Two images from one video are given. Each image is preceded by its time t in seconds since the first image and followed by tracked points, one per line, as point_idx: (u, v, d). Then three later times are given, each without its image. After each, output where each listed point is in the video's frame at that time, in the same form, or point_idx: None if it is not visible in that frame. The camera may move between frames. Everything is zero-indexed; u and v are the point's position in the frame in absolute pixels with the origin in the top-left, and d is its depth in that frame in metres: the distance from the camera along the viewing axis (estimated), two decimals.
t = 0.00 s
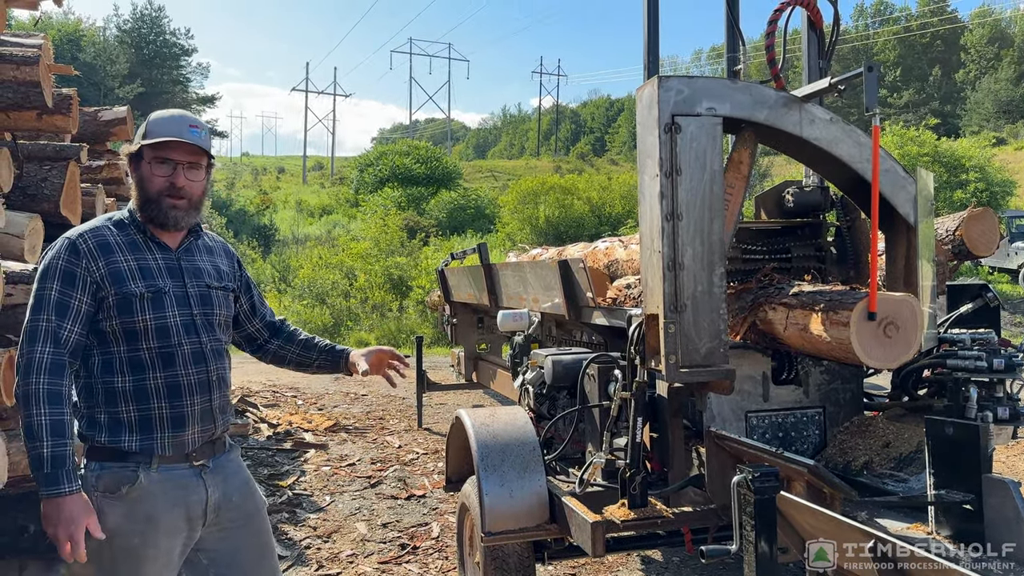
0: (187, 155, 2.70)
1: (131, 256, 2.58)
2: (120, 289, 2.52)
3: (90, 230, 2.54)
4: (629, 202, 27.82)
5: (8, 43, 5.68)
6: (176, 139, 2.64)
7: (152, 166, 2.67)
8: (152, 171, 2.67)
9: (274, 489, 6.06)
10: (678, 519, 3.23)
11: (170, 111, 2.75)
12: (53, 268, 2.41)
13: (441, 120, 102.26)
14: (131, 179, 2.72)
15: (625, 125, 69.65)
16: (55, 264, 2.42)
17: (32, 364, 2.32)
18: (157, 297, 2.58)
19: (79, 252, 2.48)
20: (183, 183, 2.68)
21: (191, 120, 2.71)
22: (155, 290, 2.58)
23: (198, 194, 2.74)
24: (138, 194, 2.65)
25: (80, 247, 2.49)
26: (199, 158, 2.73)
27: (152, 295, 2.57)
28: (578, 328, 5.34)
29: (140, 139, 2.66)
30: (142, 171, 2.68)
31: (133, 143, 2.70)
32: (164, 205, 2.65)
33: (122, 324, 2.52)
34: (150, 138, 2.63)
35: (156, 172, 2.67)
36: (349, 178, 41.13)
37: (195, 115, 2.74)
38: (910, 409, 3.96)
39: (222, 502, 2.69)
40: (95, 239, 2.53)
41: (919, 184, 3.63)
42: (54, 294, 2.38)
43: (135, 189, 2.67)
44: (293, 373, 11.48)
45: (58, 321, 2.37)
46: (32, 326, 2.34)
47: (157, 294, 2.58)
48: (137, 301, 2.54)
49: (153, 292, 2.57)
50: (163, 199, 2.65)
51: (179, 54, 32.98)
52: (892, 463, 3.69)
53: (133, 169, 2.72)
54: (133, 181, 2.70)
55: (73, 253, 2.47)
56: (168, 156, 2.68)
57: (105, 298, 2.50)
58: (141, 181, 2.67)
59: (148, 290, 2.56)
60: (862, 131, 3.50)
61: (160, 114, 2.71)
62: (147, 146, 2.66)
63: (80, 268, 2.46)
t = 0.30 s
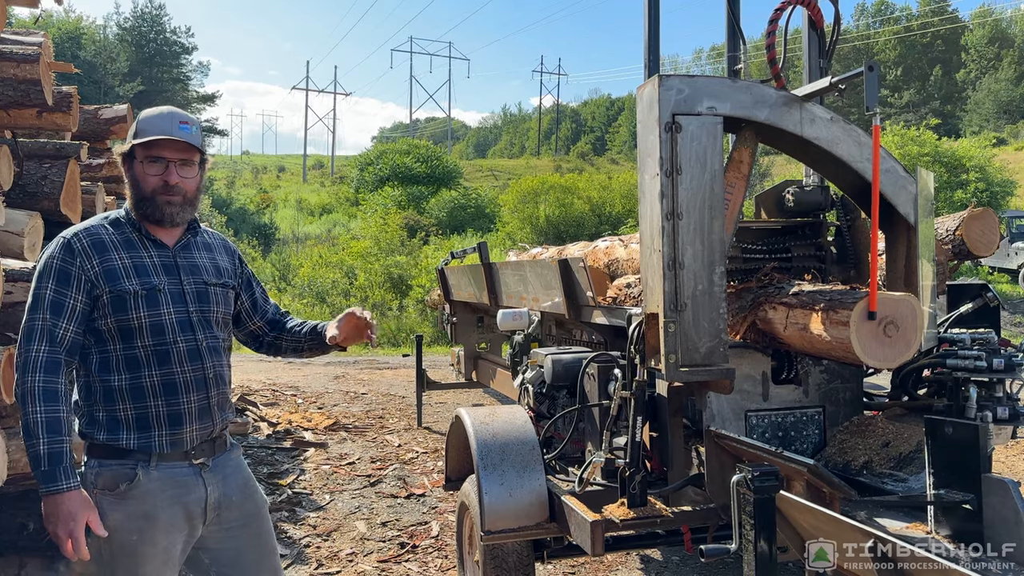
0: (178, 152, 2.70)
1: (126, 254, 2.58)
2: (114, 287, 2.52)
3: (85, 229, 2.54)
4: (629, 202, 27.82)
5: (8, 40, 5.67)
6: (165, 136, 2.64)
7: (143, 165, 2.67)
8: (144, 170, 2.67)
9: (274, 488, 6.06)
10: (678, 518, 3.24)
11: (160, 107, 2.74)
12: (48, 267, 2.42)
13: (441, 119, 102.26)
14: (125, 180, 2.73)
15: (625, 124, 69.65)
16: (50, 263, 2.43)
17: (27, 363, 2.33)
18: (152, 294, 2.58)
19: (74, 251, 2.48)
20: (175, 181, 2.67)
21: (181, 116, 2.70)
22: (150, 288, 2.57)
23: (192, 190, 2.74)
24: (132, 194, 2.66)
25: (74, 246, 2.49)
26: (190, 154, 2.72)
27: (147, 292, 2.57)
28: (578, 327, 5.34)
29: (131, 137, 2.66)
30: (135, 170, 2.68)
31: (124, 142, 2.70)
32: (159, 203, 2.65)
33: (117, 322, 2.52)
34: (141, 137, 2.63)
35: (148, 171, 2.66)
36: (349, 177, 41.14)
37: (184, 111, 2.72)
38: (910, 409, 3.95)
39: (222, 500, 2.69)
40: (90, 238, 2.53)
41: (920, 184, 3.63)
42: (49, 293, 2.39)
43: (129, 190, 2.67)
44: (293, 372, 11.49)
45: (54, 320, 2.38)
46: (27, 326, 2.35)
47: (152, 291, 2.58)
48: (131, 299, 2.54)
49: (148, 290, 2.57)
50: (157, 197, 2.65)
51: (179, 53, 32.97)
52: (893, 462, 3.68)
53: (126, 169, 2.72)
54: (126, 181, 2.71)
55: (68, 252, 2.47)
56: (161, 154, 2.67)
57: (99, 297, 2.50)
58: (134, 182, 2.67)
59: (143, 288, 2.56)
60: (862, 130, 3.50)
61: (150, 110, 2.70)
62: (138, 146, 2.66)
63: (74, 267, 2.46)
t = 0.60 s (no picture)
0: (163, 147, 2.70)
1: (121, 252, 2.57)
2: (109, 286, 2.51)
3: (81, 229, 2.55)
4: (629, 201, 27.81)
5: (8, 38, 5.66)
6: (148, 132, 2.64)
7: (130, 165, 2.67)
8: (133, 170, 2.67)
9: (273, 487, 6.06)
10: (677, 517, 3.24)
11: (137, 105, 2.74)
12: (44, 267, 2.43)
13: (441, 118, 102.24)
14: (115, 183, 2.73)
15: (625, 123, 69.65)
16: (46, 263, 2.44)
17: (24, 363, 2.35)
18: (146, 292, 2.57)
19: (70, 251, 2.49)
20: (166, 175, 2.67)
21: (159, 111, 2.70)
22: (145, 286, 2.56)
23: (186, 181, 2.74)
24: (125, 194, 2.66)
25: (70, 246, 2.50)
26: (175, 146, 2.72)
27: (141, 290, 2.56)
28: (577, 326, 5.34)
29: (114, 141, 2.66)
30: (124, 172, 2.68)
31: (109, 146, 2.70)
32: (154, 199, 2.65)
33: (113, 321, 2.51)
34: (125, 138, 2.64)
35: (137, 170, 2.66)
36: (349, 175, 41.12)
37: (161, 105, 2.73)
38: (909, 409, 3.95)
39: (221, 501, 2.68)
40: (86, 237, 2.54)
41: (920, 184, 3.64)
42: (46, 293, 2.40)
43: (121, 191, 2.67)
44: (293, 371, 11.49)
45: (50, 320, 2.38)
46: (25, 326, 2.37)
47: (147, 289, 2.57)
48: (126, 297, 2.53)
49: (142, 288, 2.56)
50: (151, 193, 2.65)
51: (179, 51, 32.94)
52: (892, 462, 3.69)
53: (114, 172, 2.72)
54: (116, 184, 2.71)
55: (64, 252, 2.48)
56: (147, 152, 2.68)
57: (95, 296, 2.50)
58: (124, 183, 2.67)
59: (137, 286, 2.55)
60: (862, 130, 3.50)
61: (128, 110, 2.70)
62: (122, 147, 2.66)
63: (70, 267, 2.47)
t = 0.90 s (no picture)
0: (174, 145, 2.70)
1: (118, 252, 2.57)
2: (106, 287, 2.51)
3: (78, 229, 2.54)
4: (628, 200, 27.80)
5: (6, 36, 5.66)
6: (161, 131, 2.63)
7: (140, 164, 2.64)
8: (145, 168, 2.64)
9: (272, 486, 6.06)
10: (676, 516, 3.24)
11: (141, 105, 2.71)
12: (40, 269, 2.43)
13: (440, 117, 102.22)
14: (118, 182, 2.68)
15: (624, 122, 69.68)
16: (42, 264, 2.44)
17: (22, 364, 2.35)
18: (143, 292, 2.56)
19: (66, 252, 2.48)
20: (179, 174, 2.68)
21: (167, 110, 2.70)
22: (141, 286, 2.56)
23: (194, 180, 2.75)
24: (133, 193, 2.63)
25: (66, 248, 2.49)
26: (184, 146, 2.72)
27: (138, 290, 2.56)
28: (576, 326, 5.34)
29: (125, 139, 2.62)
30: (133, 170, 2.64)
31: (115, 146, 2.65)
32: (163, 197, 2.64)
33: (110, 321, 2.51)
34: (140, 137, 2.61)
35: (148, 168, 2.64)
36: (348, 174, 41.12)
37: (167, 105, 2.72)
38: (908, 408, 3.95)
39: (220, 500, 2.68)
40: (82, 239, 2.53)
41: (919, 183, 3.64)
42: (42, 294, 2.39)
43: (128, 190, 2.64)
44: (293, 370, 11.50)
45: (47, 322, 2.38)
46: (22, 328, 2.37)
47: (143, 289, 2.56)
48: (123, 297, 2.53)
49: (139, 288, 2.56)
50: (161, 192, 2.64)
51: (179, 49, 32.95)
52: (890, 461, 3.70)
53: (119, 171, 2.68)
54: (122, 184, 2.67)
55: (60, 253, 2.47)
56: (159, 151, 2.66)
57: (91, 297, 2.50)
58: (132, 181, 2.64)
59: (133, 286, 2.55)
60: (861, 129, 3.50)
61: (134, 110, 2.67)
62: (131, 145, 2.63)
63: (66, 268, 2.47)
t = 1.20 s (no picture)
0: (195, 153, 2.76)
1: (123, 254, 2.56)
2: (113, 289, 2.51)
3: (79, 232, 2.52)
4: (628, 199, 27.79)
5: (5, 34, 5.65)
6: (195, 141, 2.69)
7: (169, 169, 2.65)
8: (171, 174, 2.66)
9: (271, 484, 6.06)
10: (675, 515, 3.24)
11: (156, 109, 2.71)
12: (44, 273, 2.41)
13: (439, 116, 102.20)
14: (133, 183, 2.64)
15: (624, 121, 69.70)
16: (46, 269, 2.42)
17: (29, 373, 2.33)
18: (151, 293, 2.57)
19: (69, 256, 2.47)
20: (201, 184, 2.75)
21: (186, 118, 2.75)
22: (149, 288, 2.57)
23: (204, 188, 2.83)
24: (159, 197, 2.63)
25: (69, 251, 2.47)
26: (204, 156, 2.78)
27: (146, 292, 2.56)
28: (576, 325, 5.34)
29: (155, 142, 2.62)
30: (158, 174, 2.64)
31: (138, 146, 2.62)
32: (186, 206, 2.71)
33: (118, 323, 2.51)
34: (174, 143, 2.65)
35: (175, 176, 2.67)
36: (347, 173, 41.10)
37: (182, 112, 2.75)
38: (907, 407, 3.94)
39: (224, 494, 2.69)
40: (84, 241, 2.51)
41: (917, 182, 3.64)
42: (47, 300, 2.38)
43: (153, 193, 2.62)
44: (292, 369, 11.50)
45: (52, 327, 2.37)
46: (27, 337, 2.35)
47: (151, 290, 2.57)
48: (131, 300, 2.53)
49: (147, 290, 2.56)
50: (184, 200, 2.69)
51: (177, 48, 32.96)
52: (889, 460, 3.71)
53: (135, 172, 2.63)
54: (140, 185, 2.63)
55: (63, 257, 2.46)
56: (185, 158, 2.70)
57: (98, 300, 2.49)
58: (157, 185, 2.63)
59: (142, 288, 2.55)
60: (860, 129, 3.50)
61: (158, 114, 2.67)
62: (162, 149, 2.63)
63: (70, 271, 2.45)
